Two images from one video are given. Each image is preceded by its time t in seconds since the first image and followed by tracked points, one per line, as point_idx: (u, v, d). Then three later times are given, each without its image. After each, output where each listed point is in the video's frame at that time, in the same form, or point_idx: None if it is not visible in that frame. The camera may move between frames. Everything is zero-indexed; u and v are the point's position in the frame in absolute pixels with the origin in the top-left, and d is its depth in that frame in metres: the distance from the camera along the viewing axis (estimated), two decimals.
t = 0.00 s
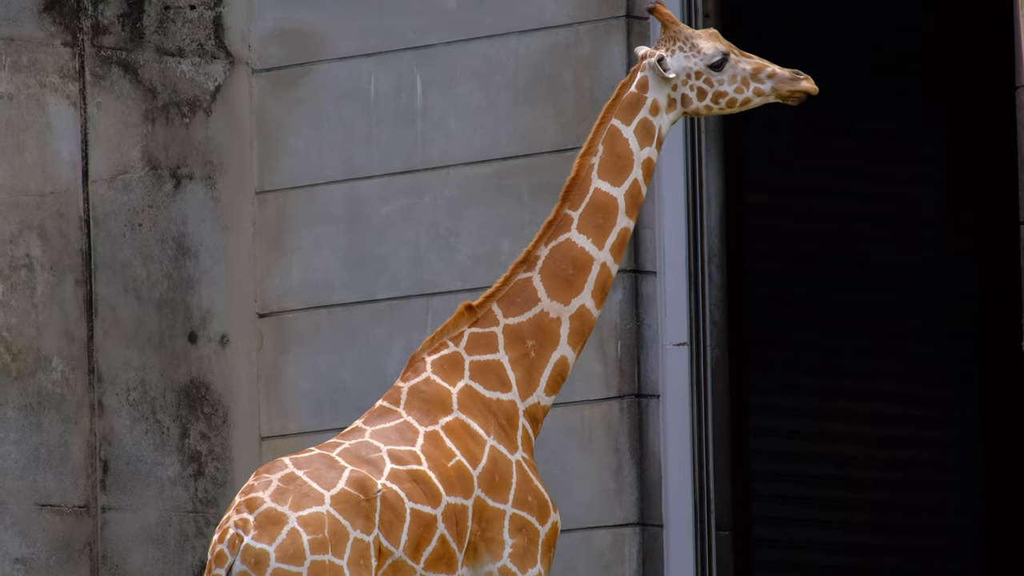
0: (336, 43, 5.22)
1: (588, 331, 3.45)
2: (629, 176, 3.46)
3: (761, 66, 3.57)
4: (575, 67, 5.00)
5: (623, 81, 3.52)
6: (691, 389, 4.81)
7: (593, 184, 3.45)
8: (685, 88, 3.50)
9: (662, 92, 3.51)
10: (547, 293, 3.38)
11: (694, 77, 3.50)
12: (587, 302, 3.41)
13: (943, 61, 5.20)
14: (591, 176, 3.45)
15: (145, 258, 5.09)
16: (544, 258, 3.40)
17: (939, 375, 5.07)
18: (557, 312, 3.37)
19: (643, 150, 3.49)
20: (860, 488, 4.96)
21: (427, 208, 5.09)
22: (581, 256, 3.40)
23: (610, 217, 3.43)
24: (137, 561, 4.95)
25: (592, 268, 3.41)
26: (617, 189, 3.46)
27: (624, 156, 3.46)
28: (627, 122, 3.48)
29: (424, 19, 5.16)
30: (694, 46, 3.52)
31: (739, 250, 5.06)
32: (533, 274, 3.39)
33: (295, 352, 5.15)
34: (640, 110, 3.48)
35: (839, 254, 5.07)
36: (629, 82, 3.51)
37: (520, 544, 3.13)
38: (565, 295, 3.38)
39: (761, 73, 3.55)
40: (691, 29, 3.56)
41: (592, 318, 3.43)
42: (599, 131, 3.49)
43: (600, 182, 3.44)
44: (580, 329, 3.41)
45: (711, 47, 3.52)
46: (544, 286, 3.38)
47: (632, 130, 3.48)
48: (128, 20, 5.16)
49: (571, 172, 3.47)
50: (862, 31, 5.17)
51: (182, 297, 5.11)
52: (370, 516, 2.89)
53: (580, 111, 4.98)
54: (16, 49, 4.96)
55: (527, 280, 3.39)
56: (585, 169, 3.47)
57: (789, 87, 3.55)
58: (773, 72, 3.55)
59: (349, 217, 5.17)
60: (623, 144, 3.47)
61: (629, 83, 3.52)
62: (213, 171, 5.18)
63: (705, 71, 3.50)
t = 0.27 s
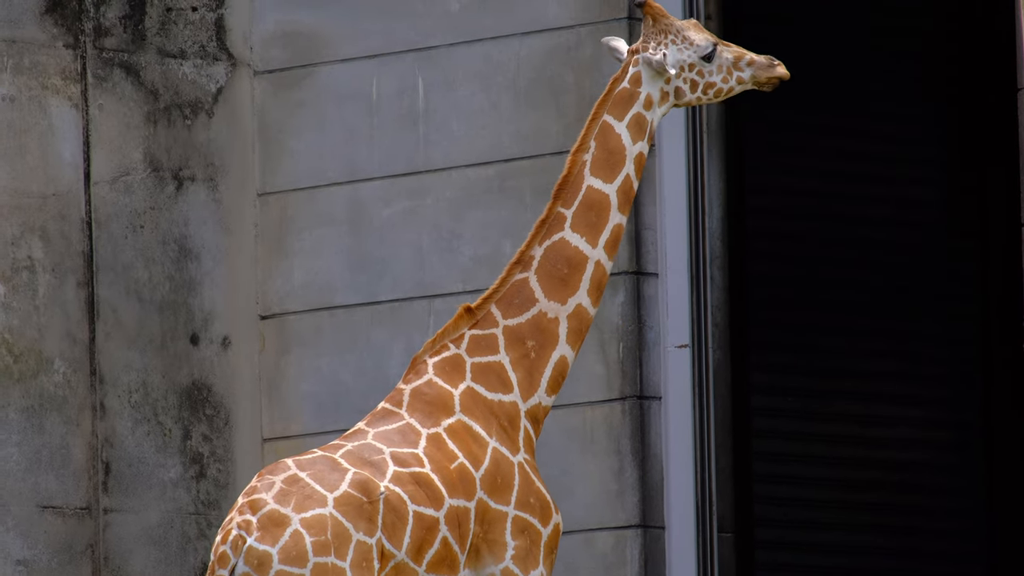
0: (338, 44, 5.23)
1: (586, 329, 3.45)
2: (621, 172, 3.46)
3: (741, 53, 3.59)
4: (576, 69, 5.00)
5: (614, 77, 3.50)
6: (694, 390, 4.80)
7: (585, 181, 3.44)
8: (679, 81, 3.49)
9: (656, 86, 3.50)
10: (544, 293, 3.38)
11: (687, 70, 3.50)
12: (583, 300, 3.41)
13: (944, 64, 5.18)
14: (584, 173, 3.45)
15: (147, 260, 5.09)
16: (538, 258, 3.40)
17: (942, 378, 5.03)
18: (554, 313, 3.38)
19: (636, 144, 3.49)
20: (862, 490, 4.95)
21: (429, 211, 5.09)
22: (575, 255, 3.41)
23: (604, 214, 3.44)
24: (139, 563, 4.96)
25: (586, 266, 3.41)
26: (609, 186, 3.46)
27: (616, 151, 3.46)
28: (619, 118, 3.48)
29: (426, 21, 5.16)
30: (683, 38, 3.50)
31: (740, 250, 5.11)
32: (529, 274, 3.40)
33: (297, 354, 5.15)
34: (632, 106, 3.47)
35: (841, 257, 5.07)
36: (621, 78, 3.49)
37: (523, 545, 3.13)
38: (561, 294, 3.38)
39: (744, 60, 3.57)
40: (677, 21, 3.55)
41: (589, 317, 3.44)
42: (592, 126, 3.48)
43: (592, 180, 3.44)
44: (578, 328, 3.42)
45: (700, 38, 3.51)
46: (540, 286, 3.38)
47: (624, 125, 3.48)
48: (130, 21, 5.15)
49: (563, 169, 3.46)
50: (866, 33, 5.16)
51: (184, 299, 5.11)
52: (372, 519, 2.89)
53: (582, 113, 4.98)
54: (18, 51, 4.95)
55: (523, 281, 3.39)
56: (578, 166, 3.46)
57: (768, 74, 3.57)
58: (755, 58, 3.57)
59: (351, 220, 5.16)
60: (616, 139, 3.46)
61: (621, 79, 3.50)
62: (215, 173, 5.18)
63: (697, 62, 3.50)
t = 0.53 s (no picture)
0: (340, 46, 5.23)
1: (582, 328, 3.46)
2: (613, 169, 3.47)
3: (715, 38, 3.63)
4: (577, 70, 5.01)
5: (606, 75, 3.52)
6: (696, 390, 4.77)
7: (577, 179, 3.45)
8: (669, 74, 3.51)
9: (647, 82, 3.51)
10: (539, 293, 3.38)
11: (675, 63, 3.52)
12: (578, 300, 3.42)
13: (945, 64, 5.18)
14: (576, 172, 3.46)
15: (148, 262, 5.09)
16: (532, 258, 3.41)
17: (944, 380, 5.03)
18: (550, 312, 3.38)
19: (627, 141, 3.51)
20: (862, 491, 4.94)
21: (430, 212, 5.09)
22: (569, 255, 3.41)
23: (595, 213, 3.44)
24: (140, 565, 4.95)
25: (579, 265, 3.42)
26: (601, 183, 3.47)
27: (608, 149, 3.47)
28: (611, 115, 3.49)
29: (427, 23, 5.17)
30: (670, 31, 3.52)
31: (741, 252, 5.10)
32: (524, 275, 3.40)
33: (298, 356, 5.16)
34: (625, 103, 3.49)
35: (842, 258, 5.06)
36: (613, 75, 3.51)
37: (524, 547, 3.13)
38: (556, 294, 3.39)
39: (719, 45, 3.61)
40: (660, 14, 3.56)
41: (583, 315, 3.44)
42: (583, 125, 3.50)
43: (584, 178, 3.45)
44: (574, 327, 3.42)
45: (686, 30, 3.53)
46: (536, 287, 3.39)
47: (616, 122, 3.49)
48: (131, 23, 5.15)
49: (555, 168, 3.47)
50: (867, 35, 5.16)
51: (185, 300, 5.11)
52: (374, 520, 2.89)
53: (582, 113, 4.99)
54: (19, 53, 4.96)
55: (518, 282, 3.39)
56: (570, 165, 3.47)
57: (740, 58, 3.61)
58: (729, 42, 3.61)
59: (352, 222, 5.17)
60: (608, 136, 3.48)
61: (613, 76, 3.51)
62: (216, 175, 5.17)
63: (685, 55, 3.52)
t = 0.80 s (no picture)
0: (340, 47, 5.23)
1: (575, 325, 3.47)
2: (603, 166, 3.49)
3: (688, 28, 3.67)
4: (577, 71, 5.01)
5: (595, 73, 3.53)
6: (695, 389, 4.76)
7: (567, 177, 3.46)
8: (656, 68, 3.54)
9: (636, 77, 3.53)
10: (532, 293, 3.39)
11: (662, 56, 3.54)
12: (571, 298, 3.43)
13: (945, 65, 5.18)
14: (566, 170, 3.46)
15: (148, 263, 5.09)
16: (524, 257, 3.41)
17: (944, 380, 5.03)
18: (544, 311, 3.39)
19: (617, 138, 3.52)
20: (862, 492, 4.94)
21: (430, 213, 5.09)
22: (560, 253, 3.41)
23: (585, 209, 3.45)
24: (140, 565, 4.95)
25: (570, 263, 3.43)
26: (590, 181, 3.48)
27: (598, 146, 3.48)
28: (601, 112, 3.50)
29: (427, 24, 5.17)
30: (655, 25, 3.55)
31: (741, 253, 5.12)
32: (517, 274, 3.40)
33: (297, 357, 5.16)
34: (615, 100, 3.51)
35: (842, 259, 5.06)
36: (602, 73, 3.52)
37: (523, 548, 3.13)
38: (549, 293, 3.39)
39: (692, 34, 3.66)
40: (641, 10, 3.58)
41: (576, 312, 3.46)
42: (573, 123, 3.51)
43: (575, 175, 3.46)
44: (568, 325, 3.43)
45: (668, 23, 3.57)
46: (529, 286, 3.39)
47: (606, 119, 3.51)
48: (131, 24, 5.15)
49: (545, 166, 3.47)
50: (867, 35, 5.16)
51: (185, 301, 5.11)
52: (372, 521, 2.89)
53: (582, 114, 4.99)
54: (19, 54, 4.96)
55: (511, 281, 3.40)
56: (560, 163, 3.47)
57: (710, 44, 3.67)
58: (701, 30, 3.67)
59: (352, 222, 5.17)
60: (598, 134, 3.49)
61: (603, 73, 3.52)
62: (216, 175, 5.18)
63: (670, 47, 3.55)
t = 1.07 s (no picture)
0: (340, 47, 5.24)
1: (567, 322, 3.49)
2: (592, 164, 3.50)
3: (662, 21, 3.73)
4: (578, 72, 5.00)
5: (586, 71, 3.54)
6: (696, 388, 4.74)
7: (559, 175, 3.47)
8: (644, 64, 3.58)
9: (626, 74, 3.56)
10: (526, 292, 3.40)
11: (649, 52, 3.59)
12: (563, 296, 3.45)
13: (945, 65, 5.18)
14: (557, 168, 3.48)
15: (148, 263, 5.09)
16: (517, 256, 3.42)
17: (945, 381, 5.02)
18: (538, 310, 3.40)
19: (606, 135, 3.54)
20: (861, 492, 4.94)
21: (430, 213, 5.09)
22: (551, 252, 3.43)
23: (574, 208, 3.47)
24: (140, 565, 4.95)
25: (560, 261, 3.44)
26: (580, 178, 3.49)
27: (588, 144, 3.50)
28: (592, 110, 3.52)
29: (427, 24, 5.17)
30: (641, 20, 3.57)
31: (741, 253, 5.12)
32: (510, 273, 3.42)
33: (298, 357, 5.17)
34: (606, 98, 3.52)
35: (842, 259, 5.06)
36: (594, 71, 3.53)
37: (522, 548, 3.13)
38: (541, 291, 3.41)
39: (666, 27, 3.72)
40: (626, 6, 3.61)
41: (568, 310, 3.48)
42: (564, 121, 3.53)
43: (566, 174, 3.47)
44: (561, 323, 3.45)
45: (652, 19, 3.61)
46: (522, 286, 3.40)
47: (597, 117, 3.52)
48: (131, 24, 5.15)
49: (537, 164, 3.49)
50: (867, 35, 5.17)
51: (185, 301, 5.11)
52: (371, 520, 2.89)
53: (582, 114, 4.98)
54: (19, 54, 4.94)
55: (505, 280, 3.41)
56: (551, 161, 3.48)
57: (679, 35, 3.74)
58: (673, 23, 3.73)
59: (352, 222, 5.17)
60: (588, 131, 3.51)
61: (594, 71, 3.53)
62: (216, 176, 5.18)
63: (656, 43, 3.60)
